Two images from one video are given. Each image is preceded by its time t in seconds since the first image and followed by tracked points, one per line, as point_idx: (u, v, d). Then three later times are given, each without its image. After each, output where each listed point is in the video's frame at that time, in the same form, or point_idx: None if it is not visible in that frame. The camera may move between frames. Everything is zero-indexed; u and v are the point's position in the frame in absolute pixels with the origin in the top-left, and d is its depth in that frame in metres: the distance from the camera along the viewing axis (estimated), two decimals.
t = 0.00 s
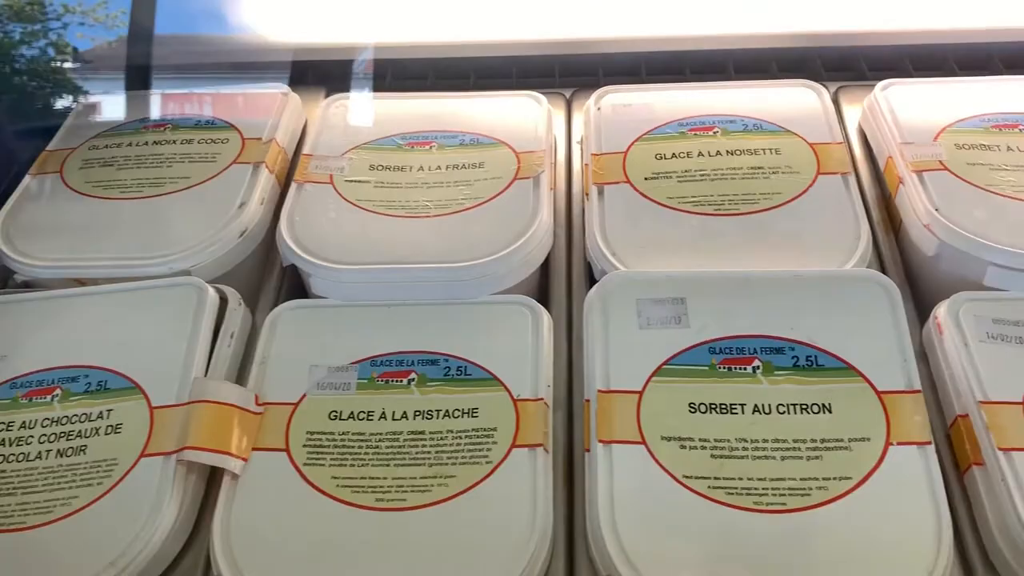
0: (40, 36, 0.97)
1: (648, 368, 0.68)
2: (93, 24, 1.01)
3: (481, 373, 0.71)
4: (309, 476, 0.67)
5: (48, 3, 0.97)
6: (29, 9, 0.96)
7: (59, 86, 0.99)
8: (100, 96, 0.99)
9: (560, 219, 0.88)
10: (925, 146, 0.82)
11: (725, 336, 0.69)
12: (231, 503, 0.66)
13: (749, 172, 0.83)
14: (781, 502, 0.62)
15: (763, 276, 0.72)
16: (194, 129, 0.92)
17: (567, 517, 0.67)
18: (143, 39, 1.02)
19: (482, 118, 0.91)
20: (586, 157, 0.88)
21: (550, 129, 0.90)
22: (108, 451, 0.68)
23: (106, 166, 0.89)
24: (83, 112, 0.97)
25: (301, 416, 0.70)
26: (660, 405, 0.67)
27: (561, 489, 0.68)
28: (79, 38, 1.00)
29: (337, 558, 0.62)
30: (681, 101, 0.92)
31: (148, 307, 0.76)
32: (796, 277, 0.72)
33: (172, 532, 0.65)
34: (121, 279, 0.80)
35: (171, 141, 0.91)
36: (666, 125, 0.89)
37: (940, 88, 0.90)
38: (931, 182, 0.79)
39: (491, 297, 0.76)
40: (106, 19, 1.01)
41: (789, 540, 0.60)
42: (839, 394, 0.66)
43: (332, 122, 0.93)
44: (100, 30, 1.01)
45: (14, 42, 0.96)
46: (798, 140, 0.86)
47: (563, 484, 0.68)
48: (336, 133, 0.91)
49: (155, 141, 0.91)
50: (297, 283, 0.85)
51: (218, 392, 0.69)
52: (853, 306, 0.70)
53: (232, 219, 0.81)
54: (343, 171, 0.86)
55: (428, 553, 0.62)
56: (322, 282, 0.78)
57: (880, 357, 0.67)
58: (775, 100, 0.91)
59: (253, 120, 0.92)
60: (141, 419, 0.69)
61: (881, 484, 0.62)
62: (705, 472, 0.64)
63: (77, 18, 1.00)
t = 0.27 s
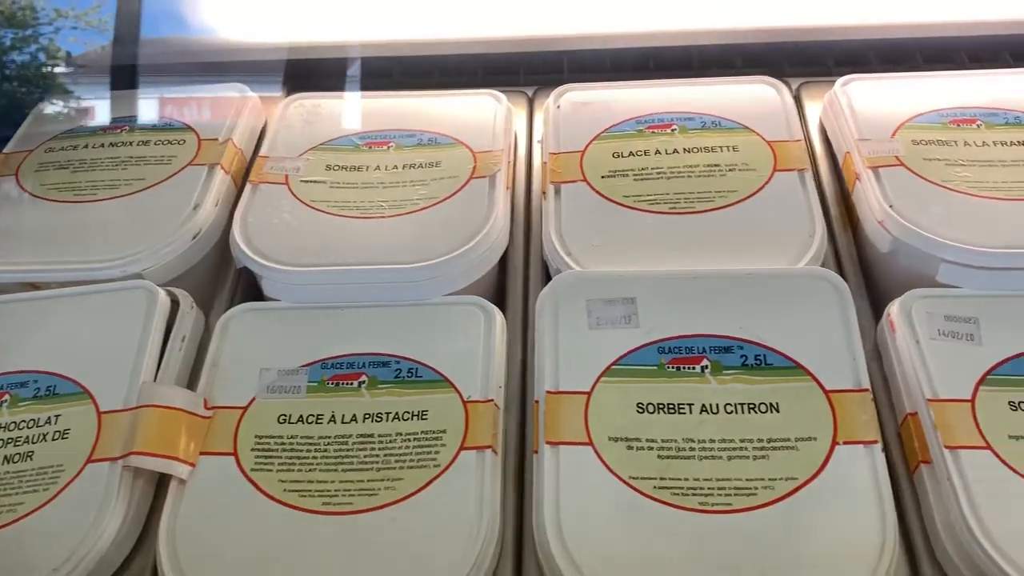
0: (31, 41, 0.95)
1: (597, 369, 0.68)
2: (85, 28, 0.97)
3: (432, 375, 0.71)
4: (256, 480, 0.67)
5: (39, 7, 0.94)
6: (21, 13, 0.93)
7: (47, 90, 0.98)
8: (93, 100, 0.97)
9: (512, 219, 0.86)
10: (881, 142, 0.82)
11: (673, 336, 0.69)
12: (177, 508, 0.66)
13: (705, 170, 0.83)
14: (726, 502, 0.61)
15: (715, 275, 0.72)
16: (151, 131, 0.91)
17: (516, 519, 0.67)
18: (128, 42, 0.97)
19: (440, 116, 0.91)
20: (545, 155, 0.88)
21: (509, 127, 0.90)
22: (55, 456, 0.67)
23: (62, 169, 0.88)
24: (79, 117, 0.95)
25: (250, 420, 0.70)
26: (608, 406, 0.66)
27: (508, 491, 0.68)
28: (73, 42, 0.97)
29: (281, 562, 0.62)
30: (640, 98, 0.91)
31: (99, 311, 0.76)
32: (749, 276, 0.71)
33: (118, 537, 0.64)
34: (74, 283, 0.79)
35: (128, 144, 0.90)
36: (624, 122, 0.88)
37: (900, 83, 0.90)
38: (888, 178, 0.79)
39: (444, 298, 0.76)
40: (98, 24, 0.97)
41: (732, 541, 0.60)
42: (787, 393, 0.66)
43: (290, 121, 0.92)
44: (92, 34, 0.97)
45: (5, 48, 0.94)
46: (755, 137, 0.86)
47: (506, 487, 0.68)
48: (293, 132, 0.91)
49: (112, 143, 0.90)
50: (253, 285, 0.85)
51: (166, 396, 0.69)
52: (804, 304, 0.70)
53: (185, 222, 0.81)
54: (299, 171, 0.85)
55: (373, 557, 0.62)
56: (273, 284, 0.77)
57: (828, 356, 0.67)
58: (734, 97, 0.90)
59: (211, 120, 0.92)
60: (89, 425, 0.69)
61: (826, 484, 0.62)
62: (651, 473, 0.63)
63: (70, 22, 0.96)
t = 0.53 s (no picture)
0: (28, 40, 0.95)
1: (544, 365, 0.68)
2: (82, 27, 0.95)
3: (381, 372, 0.71)
4: (202, 478, 0.67)
5: (37, 6, 0.93)
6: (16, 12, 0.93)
7: (48, 88, 0.99)
8: (93, 99, 0.97)
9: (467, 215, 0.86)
10: (836, 136, 0.82)
11: (619, 331, 0.69)
12: (123, 506, 0.66)
13: (659, 166, 0.83)
14: (667, 496, 0.61)
15: (664, 271, 0.72)
16: (110, 131, 0.91)
17: (462, 516, 0.67)
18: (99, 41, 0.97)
19: (398, 114, 0.91)
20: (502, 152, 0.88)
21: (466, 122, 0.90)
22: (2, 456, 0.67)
23: (20, 169, 0.88)
24: (80, 115, 0.95)
25: (200, 418, 0.70)
26: (553, 402, 0.66)
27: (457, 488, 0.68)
28: (71, 40, 0.96)
29: (225, 560, 0.62)
30: (598, 95, 0.91)
31: (51, 310, 0.76)
32: (697, 271, 0.72)
33: (63, 536, 0.64)
34: (27, 282, 0.79)
35: (86, 143, 0.90)
36: (581, 119, 0.88)
37: (858, 76, 0.90)
38: (841, 172, 0.79)
39: (396, 295, 0.76)
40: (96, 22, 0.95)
41: (673, 536, 0.60)
42: (731, 388, 0.66)
43: (249, 119, 0.92)
44: (90, 32, 0.95)
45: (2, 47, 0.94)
46: (711, 133, 0.86)
47: (452, 484, 0.68)
48: (252, 131, 0.91)
49: (70, 143, 0.90)
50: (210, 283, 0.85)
51: (114, 395, 0.69)
52: (751, 299, 0.70)
53: (139, 220, 0.81)
54: (255, 169, 0.85)
55: (316, 553, 0.62)
56: (226, 282, 0.77)
57: (773, 350, 0.68)
58: (692, 93, 0.90)
59: (170, 120, 0.92)
60: (37, 424, 0.69)
61: (768, 478, 0.62)
62: (594, 468, 0.63)
63: (68, 20, 0.95)
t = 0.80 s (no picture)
0: (29, 39, 0.94)
1: (487, 365, 0.68)
2: (81, 27, 0.92)
3: (326, 373, 0.71)
4: (144, 479, 0.66)
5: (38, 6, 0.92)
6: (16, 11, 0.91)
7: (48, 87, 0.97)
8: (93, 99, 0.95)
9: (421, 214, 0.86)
10: (789, 134, 0.82)
11: (562, 330, 0.69)
12: (64, 509, 0.66)
13: (612, 165, 0.83)
14: (605, 496, 0.61)
15: (608, 270, 0.72)
16: (65, 132, 0.91)
17: (405, 516, 0.67)
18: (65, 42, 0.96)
19: (353, 113, 0.90)
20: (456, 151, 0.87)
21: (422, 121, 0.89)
22: None
23: None
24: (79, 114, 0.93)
25: (143, 420, 0.70)
26: (494, 401, 0.66)
27: (401, 488, 0.67)
28: (72, 40, 0.93)
29: (163, 563, 0.62)
30: (554, 93, 0.91)
31: None
32: (642, 270, 0.72)
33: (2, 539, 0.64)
34: None
35: (40, 144, 0.90)
36: (537, 118, 0.88)
37: (814, 74, 0.90)
38: (791, 171, 0.78)
39: (344, 295, 0.76)
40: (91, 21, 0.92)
41: (610, 536, 0.60)
42: (672, 386, 0.66)
43: (205, 119, 0.92)
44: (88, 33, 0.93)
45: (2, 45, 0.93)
46: (664, 131, 0.86)
47: (396, 484, 0.67)
48: (207, 131, 0.91)
49: (24, 144, 0.90)
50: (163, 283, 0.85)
51: (57, 397, 0.69)
52: (696, 297, 0.70)
53: (89, 222, 0.80)
54: (207, 169, 0.85)
55: (255, 555, 0.62)
56: (174, 283, 0.77)
57: (716, 349, 0.68)
58: (648, 90, 0.90)
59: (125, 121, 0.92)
60: None
61: (705, 478, 0.62)
62: (534, 468, 0.63)
63: (68, 20, 0.92)
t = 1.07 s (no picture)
0: (27, 49, 0.96)
1: (428, 367, 0.69)
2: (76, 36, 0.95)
3: (271, 376, 0.72)
4: (89, 482, 0.67)
5: (37, 17, 0.95)
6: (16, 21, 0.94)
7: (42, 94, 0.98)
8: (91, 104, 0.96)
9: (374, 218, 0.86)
10: (735, 137, 0.83)
11: (503, 332, 0.70)
12: (9, 511, 0.66)
13: (561, 168, 0.84)
14: (539, 496, 0.62)
15: (549, 272, 0.73)
16: (22, 137, 0.92)
17: (346, 516, 0.67)
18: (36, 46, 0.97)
19: (307, 118, 0.91)
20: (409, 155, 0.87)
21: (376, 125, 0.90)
22: None
23: None
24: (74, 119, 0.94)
25: (90, 423, 0.71)
26: (434, 403, 0.67)
27: (344, 489, 0.68)
28: (67, 49, 0.96)
29: (103, 564, 0.63)
30: (507, 96, 0.92)
31: None
32: (584, 272, 0.73)
33: None
34: None
35: None
36: (490, 121, 0.89)
37: (764, 76, 0.90)
38: (736, 174, 0.79)
39: (292, 299, 0.77)
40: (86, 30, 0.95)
41: (541, 535, 0.61)
42: (608, 387, 0.67)
43: (162, 124, 0.93)
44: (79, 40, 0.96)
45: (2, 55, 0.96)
46: (613, 135, 0.87)
47: (337, 485, 0.68)
48: (163, 136, 0.91)
49: None
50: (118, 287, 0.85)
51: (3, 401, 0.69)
52: (634, 299, 0.71)
53: (42, 227, 0.81)
54: (161, 175, 0.86)
55: (194, 557, 0.63)
56: (124, 288, 0.78)
57: (652, 351, 0.69)
58: (600, 94, 0.91)
59: (82, 125, 0.92)
60: None
61: (637, 478, 0.63)
62: (471, 468, 0.64)
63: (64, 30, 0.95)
